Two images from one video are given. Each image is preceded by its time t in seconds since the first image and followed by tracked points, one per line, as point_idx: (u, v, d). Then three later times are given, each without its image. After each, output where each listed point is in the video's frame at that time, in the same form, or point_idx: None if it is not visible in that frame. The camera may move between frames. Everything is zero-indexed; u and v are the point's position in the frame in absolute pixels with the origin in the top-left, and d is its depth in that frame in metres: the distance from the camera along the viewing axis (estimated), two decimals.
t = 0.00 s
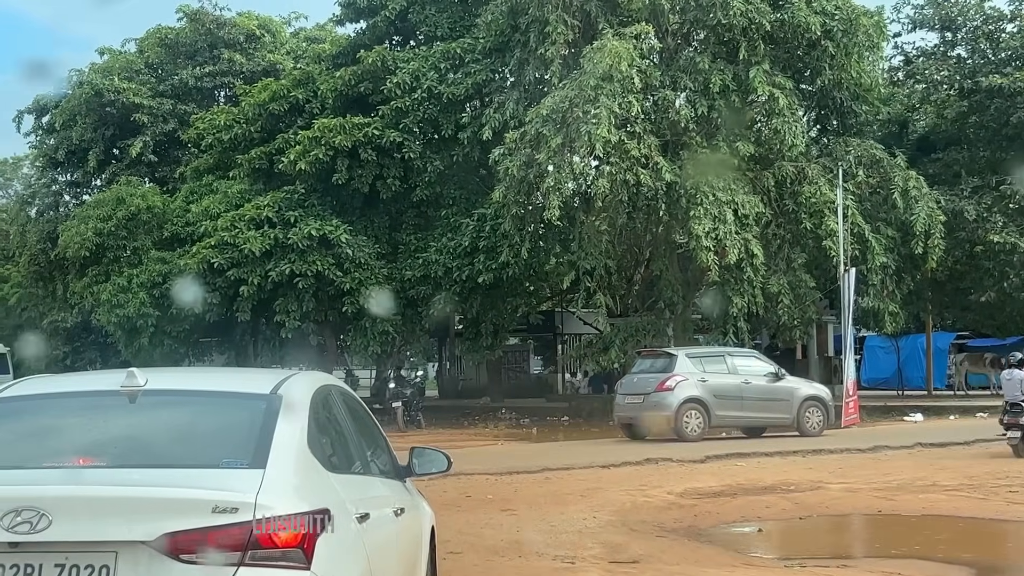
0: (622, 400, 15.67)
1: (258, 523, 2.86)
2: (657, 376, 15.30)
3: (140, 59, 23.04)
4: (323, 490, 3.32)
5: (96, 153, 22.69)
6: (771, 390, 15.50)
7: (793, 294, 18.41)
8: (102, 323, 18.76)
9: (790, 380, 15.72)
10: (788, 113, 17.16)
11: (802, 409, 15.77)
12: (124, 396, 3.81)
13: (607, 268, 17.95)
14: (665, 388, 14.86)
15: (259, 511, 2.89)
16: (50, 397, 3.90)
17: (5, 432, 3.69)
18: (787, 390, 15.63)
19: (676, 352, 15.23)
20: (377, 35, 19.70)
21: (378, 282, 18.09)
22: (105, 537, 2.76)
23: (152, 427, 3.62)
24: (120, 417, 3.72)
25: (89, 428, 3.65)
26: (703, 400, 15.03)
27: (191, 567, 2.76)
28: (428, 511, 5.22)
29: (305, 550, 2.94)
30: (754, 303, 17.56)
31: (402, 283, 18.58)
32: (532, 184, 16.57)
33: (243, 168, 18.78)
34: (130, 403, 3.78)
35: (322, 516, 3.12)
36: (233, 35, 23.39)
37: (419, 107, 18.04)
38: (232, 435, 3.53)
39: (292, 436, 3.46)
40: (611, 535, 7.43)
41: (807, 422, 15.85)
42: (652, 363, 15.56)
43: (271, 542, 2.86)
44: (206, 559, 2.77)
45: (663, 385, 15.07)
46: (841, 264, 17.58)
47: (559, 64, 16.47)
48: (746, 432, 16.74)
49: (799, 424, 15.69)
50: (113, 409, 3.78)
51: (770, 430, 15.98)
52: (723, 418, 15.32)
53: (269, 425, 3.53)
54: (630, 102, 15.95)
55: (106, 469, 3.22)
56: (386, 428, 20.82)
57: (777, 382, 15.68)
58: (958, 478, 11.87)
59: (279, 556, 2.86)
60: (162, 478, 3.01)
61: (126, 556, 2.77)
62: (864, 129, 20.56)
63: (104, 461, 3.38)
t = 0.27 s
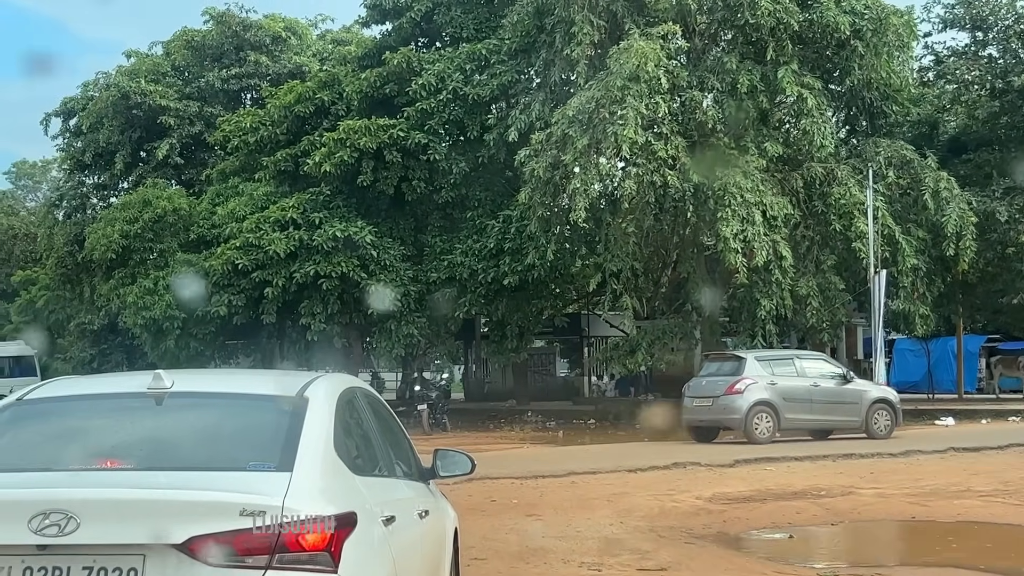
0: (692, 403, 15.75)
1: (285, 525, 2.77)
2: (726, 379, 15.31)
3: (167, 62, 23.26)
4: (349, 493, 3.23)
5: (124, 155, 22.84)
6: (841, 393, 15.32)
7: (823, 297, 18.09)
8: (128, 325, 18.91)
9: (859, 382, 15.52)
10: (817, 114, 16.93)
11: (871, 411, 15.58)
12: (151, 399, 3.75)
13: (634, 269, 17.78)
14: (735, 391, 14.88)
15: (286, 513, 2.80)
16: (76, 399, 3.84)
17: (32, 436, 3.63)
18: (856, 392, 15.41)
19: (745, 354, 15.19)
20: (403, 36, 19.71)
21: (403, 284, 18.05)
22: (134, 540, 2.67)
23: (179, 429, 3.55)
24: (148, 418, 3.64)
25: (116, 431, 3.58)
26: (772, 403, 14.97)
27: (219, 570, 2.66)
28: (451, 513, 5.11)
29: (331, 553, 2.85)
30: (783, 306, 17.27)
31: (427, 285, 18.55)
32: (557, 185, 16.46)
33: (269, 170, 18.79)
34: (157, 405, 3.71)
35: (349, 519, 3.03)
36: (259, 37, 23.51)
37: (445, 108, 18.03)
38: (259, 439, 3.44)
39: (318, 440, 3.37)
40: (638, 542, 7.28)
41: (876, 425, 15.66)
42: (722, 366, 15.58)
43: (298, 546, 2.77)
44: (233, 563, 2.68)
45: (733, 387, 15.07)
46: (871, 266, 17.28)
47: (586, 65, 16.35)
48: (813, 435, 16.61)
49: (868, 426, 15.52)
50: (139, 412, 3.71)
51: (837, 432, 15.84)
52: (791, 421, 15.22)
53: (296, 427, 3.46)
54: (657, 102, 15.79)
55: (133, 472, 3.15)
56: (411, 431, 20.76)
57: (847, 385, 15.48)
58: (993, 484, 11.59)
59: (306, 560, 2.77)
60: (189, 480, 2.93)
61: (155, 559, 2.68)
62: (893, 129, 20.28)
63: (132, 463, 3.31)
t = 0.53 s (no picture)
0: (760, 407, 15.62)
1: (314, 532, 2.69)
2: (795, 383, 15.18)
3: (192, 64, 23.46)
4: (377, 499, 3.14)
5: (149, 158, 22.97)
6: (909, 396, 15.18)
7: (852, 300, 17.77)
8: (153, 327, 19.02)
9: (927, 385, 15.37)
10: (845, 114, 16.71)
11: (938, 414, 15.45)
12: (178, 404, 3.67)
13: (660, 271, 17.61)
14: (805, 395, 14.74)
15: (315, 521, 2.72)
16: (102, 404, 3.78)
17: (59, 443, 3.57)
18: (924, 395, 15.28)
19: (813, 358, 15.06)
20: (428, 37, 19.67)
21: (427, 286, 18.00)
22: (165, 547, 2.59)
23: (206, 435, 3.48)
24: (176, 424, 3.57)
25: (143, 437, 3.51)
26: (841, 406, 14.83)
27: None
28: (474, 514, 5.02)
29: (361, 559, 2.76)
30: (812, 308, 17.03)
31: (451, 287, 18.51)
32: (583, 186, 16.34)
33: (293, 173, 18.80)
34: (183, 411, 3.64)
35: (378, 526, 2.94)
36: (284, 39, 23.60)
37: (469, 110, 18.00)
38: (288, 445, 3.37)
39: (346, 446, 3.29)
40: (666, 548, 7.14)
41: (943, 428, 15.54)
42: (788, 370, 15.48)
43: (328, 552, 2.69)
44: (263, 570, 2.60)
45: (802, 391, 14.93)
46: (901, 269, 17.00)
47: (611, 65, 16.23)
48: (878, 437, 16.49)
49: (936, 429, 15.38)
50: (166, 417, 3.64)
51: (904, 435, 15.72)
52: (860, 425, 15.08)
53: (323, 432, 3.38)
54: (684, 103, 15.61)
55: (162, 478, 3.08)
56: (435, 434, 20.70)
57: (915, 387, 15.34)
58: None
59: (335, 566, 2.69)
60: (218, 487, 2.86)
61: (184, 566, 2.59)
62: (923, 130, 19.99)
63: (162, 470, 3.24)
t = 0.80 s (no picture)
0: (823, 408, 15.40)
1: (340, 535, 2.61)
2: (861, 384, 14.97)
3: (215, 65, 23.60)
4: (400, 501, 3.06)
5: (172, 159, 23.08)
6: (975, 396, 15.00)
7: (879, 301, 17.55)
8: (176, 328, 19.11)
9: (993, 385, 15.19)
10: (871, 113, 16.49)
11: (1003, 414, 15.27)
12: (203, 406, 3.59)
13: (684, 272, 17.45)
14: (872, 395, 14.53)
15: (340, 523, 2.65)
16: (126, 406, 3.72)
17: (84, 446, 3.51)
18: (989, 395, 15.10)
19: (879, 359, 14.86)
20: (451, 37, 19.64)
21: (450, 286, 17.93)
22: (193, 550, 2.53)
23: (232, 437, 3.42)
24: (203, 426, 3.52)
25: (169, 440, 3.45)
26: (906, 407, 14.63)
27: None
28: (496, 515, 4.95)
29: (387, 562, 2.68)
30: (838, 310, 16.80)
31: (474, 288, 18.46)
32: (606, 187, 16.23)
33: (316, 173, 18.82)
34: (208, 413, 3.57)
35: (402, 529, 2.86)
36: (307, 40, 23.65)
37: (492, 110, 17.94)
38: (314, 448, 3.30)
39: (369, 449, 3.22)
40: (692, 555, 6.99)
41: (1009, 428, 15.35)
42: (852, 372, 15.31)
43: (354, 555, 2.61)
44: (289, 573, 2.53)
45: (868, 392, 14.73)
46: (929, 269, 16.73)
47: (634, 65, 16.11)
48: (940, 438, 16.31)
49: (1002, 429, 15.19)
50: (192, 420, 3.58)
51: (969, 435, 15.53)
52: (926, 426, 14.88)
53: (348, 435, 3.32)
54: (708, 102, 15.45)
55: (189, 481, 3.02)
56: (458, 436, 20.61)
57: (981, 387, 15.15)
58: None
59: (360, 569, 2.61)
60: (243, 488, 2.79)
61: (211, 569, 2.53)
62: (952, 129, 19.70)
63: (189, 472, 3.18)
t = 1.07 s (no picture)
0: (888, 411, 15.20)
1: (370, 539, 2.67)
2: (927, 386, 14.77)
3: (238, 65, 23.67)
4: (428, 505, 3.09)
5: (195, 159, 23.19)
6: None
7: (906, 302, 17.32)
8: (199, 328, 19.18)
9: None
10: (899, 112, 16.26)
11: None
12: (233, 409, 3.55)
13: (709, 273, 17.28)
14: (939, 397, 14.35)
15: (370, 528, 2.71)
16: (158, 408, 3.69)
17: (116, 447, 3.49)
18: None
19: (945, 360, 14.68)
20: (474, 37, 19.60)
21: (473, 287, 17.84)
22: (225, 554, 2.60)
23: (263, 440, 3.39)
24: (231, 427, 3.49)
25: (200, 442, 3.42)
26: (973, 409, 14.48)
27: None
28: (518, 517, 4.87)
29: (415, 567, 2.73)
30: (865, 311, 16.57)
31: (497, 288, 18.37)
32: (630, 186, 16.13)
33: (338, 173, 18.83)
34: (238, 416, 3.54)
35: (431, 533, 2.91)
36: (330, 39, 23.67)
37: (516, 109, 17.85)
38: (343, 450, 3.29)
39: (398, 453, 3.22)
40: (716, 560, 6.88)
41: None
42: (916, 373, 15.09)
43: (383, 560, 2.67)
44: None
45: (934, 394, 14.55)
46: (958, 271, 16.46)
47: (657, 64, 15.98)
48: (1002, 440, 16.21)
49: None
50: (223, 422, 3.54)
51: None
52: (991, 428, 14.77)
53: (379, 439, 3.31)
54: (733, 102, 15.29)
55: (220, 485, 2.99)
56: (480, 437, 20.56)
57: None
58: None
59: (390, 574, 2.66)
60: (273, 493, 2.85)
61: (242, 573, 2.60)
62: (981, 129, 19.38)
63: (221, 475, 3.16)
